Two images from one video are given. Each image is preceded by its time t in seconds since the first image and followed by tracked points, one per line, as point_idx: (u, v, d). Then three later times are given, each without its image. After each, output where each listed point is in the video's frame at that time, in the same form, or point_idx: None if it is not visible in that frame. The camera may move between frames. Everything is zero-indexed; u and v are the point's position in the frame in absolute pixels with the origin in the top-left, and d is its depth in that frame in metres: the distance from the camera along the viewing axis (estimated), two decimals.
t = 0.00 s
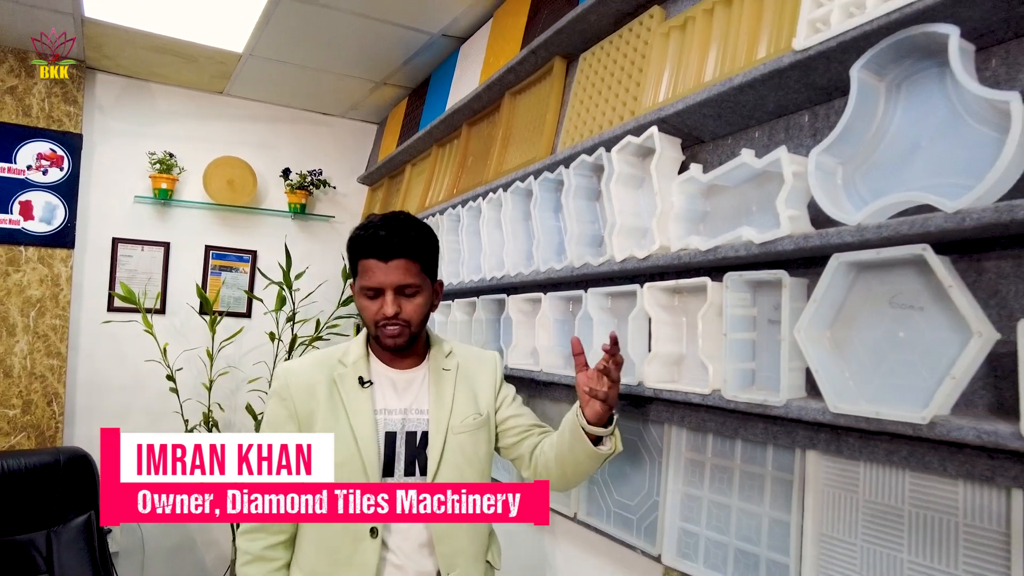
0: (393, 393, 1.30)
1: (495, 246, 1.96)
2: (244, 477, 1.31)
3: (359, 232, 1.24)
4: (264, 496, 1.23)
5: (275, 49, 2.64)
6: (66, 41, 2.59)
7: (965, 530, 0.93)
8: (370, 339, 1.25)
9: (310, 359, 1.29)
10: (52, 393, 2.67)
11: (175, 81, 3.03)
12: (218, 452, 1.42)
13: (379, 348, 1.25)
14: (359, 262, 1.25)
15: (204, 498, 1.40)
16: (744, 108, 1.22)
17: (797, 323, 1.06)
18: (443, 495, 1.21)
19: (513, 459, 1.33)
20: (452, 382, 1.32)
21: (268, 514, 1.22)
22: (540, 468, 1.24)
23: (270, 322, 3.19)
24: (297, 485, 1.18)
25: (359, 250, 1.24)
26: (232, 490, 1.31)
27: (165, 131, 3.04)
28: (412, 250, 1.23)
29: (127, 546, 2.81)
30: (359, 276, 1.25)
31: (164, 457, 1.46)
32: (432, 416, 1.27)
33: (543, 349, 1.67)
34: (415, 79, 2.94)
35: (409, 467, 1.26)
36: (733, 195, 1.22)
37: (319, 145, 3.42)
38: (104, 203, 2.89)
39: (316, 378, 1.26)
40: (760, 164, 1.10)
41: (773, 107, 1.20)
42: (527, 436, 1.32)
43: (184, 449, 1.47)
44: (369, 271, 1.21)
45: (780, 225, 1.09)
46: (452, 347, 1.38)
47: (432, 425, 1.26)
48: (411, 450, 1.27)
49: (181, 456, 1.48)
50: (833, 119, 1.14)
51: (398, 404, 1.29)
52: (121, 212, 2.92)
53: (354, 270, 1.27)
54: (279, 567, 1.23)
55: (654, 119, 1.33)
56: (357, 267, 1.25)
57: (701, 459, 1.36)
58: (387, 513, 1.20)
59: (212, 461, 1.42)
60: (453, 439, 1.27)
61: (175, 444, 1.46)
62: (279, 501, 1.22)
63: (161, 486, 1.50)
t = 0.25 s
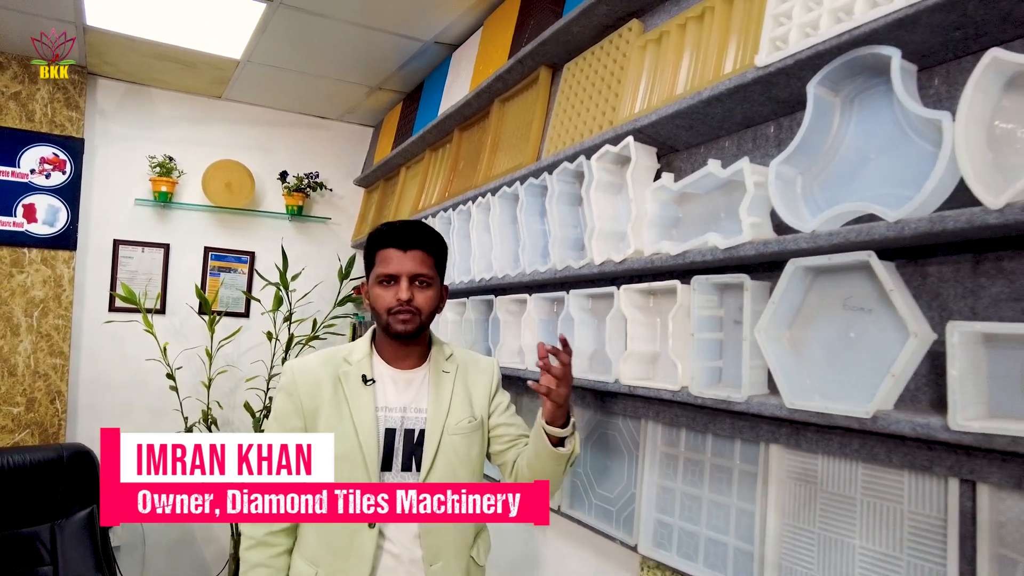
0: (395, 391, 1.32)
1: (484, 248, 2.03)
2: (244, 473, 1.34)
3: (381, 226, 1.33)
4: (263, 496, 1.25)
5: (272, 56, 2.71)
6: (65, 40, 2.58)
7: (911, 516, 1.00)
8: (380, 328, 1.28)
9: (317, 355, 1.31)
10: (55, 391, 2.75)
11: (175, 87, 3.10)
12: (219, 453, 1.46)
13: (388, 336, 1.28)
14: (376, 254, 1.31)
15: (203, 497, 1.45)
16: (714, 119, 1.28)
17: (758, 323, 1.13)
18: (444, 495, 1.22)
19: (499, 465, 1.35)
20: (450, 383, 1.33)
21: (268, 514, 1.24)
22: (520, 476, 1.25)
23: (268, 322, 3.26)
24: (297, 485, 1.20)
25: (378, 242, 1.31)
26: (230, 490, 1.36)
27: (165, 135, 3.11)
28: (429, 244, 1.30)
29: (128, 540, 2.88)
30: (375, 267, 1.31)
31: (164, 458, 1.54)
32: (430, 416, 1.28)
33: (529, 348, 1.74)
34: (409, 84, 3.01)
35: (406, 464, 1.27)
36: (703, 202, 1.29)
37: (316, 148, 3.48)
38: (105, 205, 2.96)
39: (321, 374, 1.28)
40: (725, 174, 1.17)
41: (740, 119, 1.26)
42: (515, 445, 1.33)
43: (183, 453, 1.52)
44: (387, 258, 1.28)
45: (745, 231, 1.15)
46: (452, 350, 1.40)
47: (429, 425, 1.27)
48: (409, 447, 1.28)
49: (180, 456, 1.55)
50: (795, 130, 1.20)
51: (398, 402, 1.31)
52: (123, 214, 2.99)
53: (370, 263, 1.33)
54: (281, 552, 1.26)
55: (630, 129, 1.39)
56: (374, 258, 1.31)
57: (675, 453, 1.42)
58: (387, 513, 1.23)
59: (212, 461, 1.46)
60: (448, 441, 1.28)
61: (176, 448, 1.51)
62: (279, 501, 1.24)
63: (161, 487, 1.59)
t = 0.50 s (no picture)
0: (391, 385, 1.38)
1: (474, 247, 2.10)
2: (243, 474, 1.41)
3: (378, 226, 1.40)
4: (264, 497, 1.32)
5: (269, 59, 2.78)
6: (65, 40, 2.60)
7: (863, 498, 1.06)
8: (378, 322, 1.34)
9: (316, 349, 1.37)
10: (58, 386, 2.81)
11: (174, 89, 3.16)
12: (219, 452, 1.55)
13: (386, 330, 1.34)
14: (374, 252, 1.38)
15: (207, 496, 1.48)
16: (686, 125, 1.35)
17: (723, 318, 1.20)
18: (444, 495, 1.30)
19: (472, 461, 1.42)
20: (443, 378, 1.39)
21: (269, 513, 1.30)
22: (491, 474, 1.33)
23: (265, 319, 3.33)
24: (297, 484, 1.25)
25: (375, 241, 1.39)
26: (229, 491, 1.42)
27: (164, 136, 3.18)
28: (424, 242, 1.38)
29: (129, 532, 2.96)
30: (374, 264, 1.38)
31: (167, 458, 1.63)
32: (423, 408, 1.34)
33: (516, 342, 1.81)
34: (403, 86, 3.07)
35: (400, 454, 1.34)
36: (676, 204, 1.36)
37: (313, 149, 3.55)
38: (106, 205, 3.03)
39: (320, 366, 1.35)
40: (693, 177, 1.23)
41: (711, 125, 1.33)
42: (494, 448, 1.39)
43: (182, 453, 1.64)
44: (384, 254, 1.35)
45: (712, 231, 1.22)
46: (446, 348, 1.46)
47: (422, 417, 1.33)
48: (403, 437, 1.34)
49: (181, 457, 1.67)
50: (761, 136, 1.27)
51: (394, 395, 1.37)
52: (123, 214, 3.06)
53: (368, 262, 1.40)
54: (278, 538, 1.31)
55: (608, 134, 1.46)
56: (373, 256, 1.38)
57: (651, 442, 1.49)
58: (387, 513, 1.29)
59: (212, 461, 1.56)
60: (440, 433, 1.34)
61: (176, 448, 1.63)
62: (280, 501, 1.31)
63: (168, 487, 1.65)
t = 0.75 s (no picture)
0: (385, 379, 1.44)
1: (468, 245, 2.16)
2: (243, 475, 1.39)
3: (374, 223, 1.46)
4: (264, 497, 1.34)
5: (269, 61, 2.83)
6: (66, 41, 2.64)
7: (830, 482, 1.13)
8: (375, 315, 1.40)
9: (309, 345, 1.41)
10: (63, 381, 2.88)
11: (175, 89, 3.22)
12: (219, 453, 1.50)
13: (382, 323, 1.39)
14: (372, 248, 1.44)
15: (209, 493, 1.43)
16: (667, 129, 1.41)
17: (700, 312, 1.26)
18: (443, 495, 1.35)
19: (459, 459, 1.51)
20: (436, 374, 1.46)
21: (268, 513, 1.33)
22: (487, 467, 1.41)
23: (266, 315, 3.40)
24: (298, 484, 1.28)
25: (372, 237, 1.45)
26: (229, 491, 1.39)
27: (166, 136, 3.24)
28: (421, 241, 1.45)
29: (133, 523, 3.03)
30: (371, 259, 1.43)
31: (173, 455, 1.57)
32: (417, 404, 1.41)
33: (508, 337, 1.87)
34: (400, 87, 3.13)
35: (395, 449, 1.40)
36: (658, 204, 1.42)
37: (312, 148, 3.61)
38: (110, 204, 3.09)
39: (314, 363, 1.38)
40: (673, 179, 1.30)
41: (691, 128, 1.39)
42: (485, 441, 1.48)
43: (181, 453, 1.57)
44: (382, 249, 1.42)
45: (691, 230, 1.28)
46: (437, 343, 1.53)
47: (416, 412, 1.40)
48: (397, 431, 1.40)
49: (181, 456, 1.61)
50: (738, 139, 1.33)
51: (388, 390, 1.42)
52: (127, 212, 3.12)
53: (365, 258, 1.45)
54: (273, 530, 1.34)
55: (594, 137, 1.52)
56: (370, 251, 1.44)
57: (636, 432, 1.55)
58: (387, 513, 1.34)
59: (212, 462, 1.51)
60: (433, 427, 1.41)
61: (174, 447, 1.58)
62: (280, 501, 1.33)
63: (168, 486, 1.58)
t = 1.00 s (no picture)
0: (372, 382, 1.49)
1: (466, 243, 2.21)
2: (242, 474, 1.40)
3: (368, 225, 1.51)
4: (264, 497, 1.38)
5: (270, 61, 2.88)
6: (66, 40, 2.68)
7: (808, 472, 1.18)
8: (370, 316, 1.44)
9: (288, 354, 1.44)
10: (69, 375, 2.93)
11: (177, 89, 3.26)
12: (219, 454, 1.49)
13: (378, 324, 1.45)
14: (362, 250, 1.49)
15: (206, 492, 1.41)
16: (656, 132, 1.46)
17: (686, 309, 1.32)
18: (442, 500, 1.42)
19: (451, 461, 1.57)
20: (424, 373, 1.52)
21: (268, 513, 1.38)
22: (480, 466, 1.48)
23: (267, 311, 3.45)
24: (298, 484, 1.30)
25: (366, 238, 1.50)
26: (229, 491, 1.40)
27: (169, 134, 3.28)
28: (411, 245, 1.53)
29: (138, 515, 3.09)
30: (365, 261, 1.48)
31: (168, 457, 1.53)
32: (407, 407, 1.45)
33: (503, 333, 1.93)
34: (399, 87, 3.18)
35: (386, 454, 1.43)
36: (648, 205, 1.48)
37: (312, 146, 3.66)
38: (114, 202, 3.14)
39: (297, 370, 1.42)
40: (660, 182, 1.35)
41: (679, 132, 1.44)
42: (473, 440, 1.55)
43: (181, 453, 1.60)
44: (379, 251, 1.47)
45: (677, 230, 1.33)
46: (421, 341, 1.59)
47: (406, 415, 1.45)
48: (386, 432, 1.44)
49: (180, 456, 1.63)
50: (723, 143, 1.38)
51: (376, 393, 1.47)
52: (130, 210, 3.18)
53: (354, 260, 1.50)
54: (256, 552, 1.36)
55: (586, 139, 1.57)
56: (364, 253, 1.48)
57: (626, 425, 1.61)
58: (387, 515, 1.39)
59: (212, 462, 1.50)
60: (425, 429, 1.46)
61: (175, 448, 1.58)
62: (279, 501, 1.37)
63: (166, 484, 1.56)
